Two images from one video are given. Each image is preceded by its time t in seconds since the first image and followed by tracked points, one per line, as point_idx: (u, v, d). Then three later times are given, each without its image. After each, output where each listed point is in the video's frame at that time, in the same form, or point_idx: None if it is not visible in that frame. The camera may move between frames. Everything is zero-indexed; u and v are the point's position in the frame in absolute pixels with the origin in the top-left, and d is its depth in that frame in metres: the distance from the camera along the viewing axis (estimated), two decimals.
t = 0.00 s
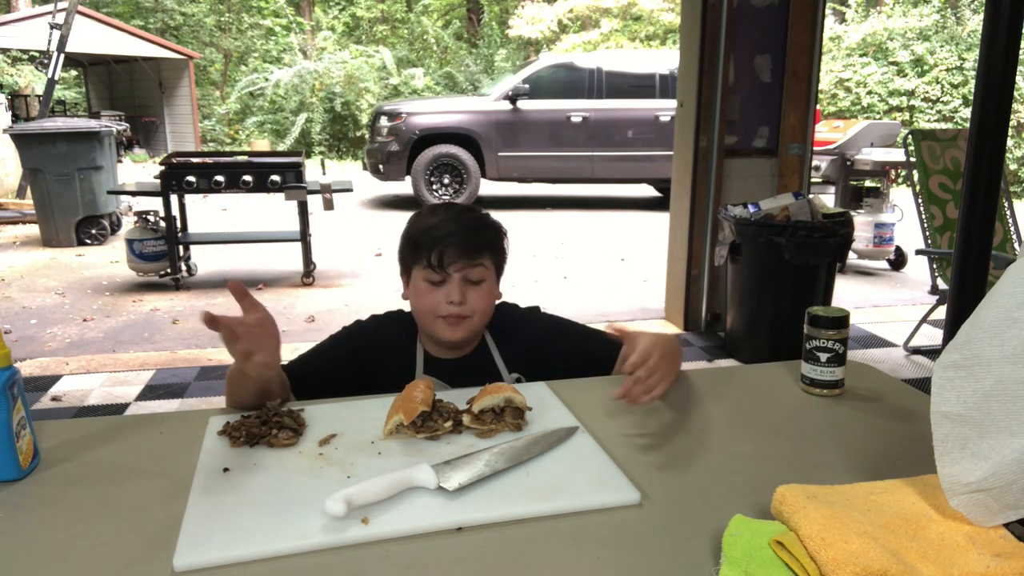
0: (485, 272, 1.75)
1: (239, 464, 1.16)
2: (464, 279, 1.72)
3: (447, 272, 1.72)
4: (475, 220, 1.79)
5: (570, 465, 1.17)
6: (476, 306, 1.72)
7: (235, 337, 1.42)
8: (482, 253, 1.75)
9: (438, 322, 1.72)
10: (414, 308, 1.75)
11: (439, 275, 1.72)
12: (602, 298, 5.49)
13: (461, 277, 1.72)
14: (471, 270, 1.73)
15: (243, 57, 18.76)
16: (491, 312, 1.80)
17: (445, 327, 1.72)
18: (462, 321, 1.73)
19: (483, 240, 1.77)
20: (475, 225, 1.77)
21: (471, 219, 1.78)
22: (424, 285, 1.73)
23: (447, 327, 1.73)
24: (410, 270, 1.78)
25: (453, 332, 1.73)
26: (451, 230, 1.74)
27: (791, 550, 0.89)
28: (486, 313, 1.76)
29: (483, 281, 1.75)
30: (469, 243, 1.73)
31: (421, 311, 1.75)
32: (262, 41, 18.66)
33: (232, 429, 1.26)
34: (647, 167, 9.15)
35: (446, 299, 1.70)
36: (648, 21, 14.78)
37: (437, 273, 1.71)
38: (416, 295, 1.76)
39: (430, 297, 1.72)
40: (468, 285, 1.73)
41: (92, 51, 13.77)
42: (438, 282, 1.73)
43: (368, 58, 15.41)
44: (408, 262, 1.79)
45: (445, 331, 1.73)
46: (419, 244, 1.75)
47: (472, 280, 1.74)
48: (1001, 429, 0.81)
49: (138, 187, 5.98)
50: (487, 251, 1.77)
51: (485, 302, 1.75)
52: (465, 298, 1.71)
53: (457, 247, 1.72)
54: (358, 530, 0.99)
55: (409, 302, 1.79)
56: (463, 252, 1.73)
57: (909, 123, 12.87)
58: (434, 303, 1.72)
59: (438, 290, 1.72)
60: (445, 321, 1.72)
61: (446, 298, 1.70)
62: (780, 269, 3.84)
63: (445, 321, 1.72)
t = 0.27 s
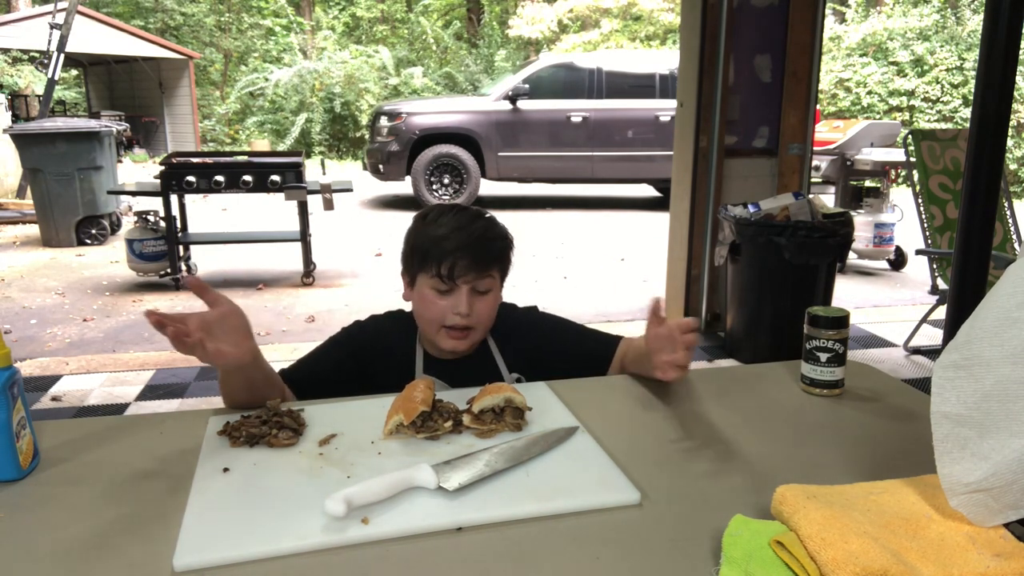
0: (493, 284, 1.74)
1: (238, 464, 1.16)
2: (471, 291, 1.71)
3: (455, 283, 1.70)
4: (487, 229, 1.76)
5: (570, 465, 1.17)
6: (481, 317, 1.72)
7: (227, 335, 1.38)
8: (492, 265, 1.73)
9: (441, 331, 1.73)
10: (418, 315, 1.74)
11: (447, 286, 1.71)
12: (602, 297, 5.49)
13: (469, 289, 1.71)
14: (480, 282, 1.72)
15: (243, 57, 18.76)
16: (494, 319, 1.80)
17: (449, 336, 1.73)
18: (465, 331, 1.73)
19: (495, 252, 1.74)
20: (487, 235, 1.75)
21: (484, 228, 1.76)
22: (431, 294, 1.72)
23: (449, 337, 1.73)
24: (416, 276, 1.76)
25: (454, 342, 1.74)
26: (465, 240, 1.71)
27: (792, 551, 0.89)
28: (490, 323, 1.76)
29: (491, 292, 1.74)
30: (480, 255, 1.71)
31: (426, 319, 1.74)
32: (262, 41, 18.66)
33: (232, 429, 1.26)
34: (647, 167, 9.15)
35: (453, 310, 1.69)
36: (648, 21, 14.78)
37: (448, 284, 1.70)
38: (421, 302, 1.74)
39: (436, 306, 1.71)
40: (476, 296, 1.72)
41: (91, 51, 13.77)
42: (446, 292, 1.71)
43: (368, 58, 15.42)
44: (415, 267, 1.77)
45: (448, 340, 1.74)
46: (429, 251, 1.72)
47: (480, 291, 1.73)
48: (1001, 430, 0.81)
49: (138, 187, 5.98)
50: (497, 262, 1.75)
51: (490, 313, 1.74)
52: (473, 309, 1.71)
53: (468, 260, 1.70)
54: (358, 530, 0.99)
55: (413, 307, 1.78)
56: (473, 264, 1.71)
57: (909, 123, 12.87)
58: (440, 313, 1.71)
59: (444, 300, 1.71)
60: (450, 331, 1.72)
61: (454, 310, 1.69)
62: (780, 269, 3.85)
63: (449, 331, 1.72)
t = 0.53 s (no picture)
0: (498, 285, 1.74)
1: (238, 464, 1.16)
2: (476, 292, 1.71)
3: (460, 285, 1.70)
4: (491, 230, 1.76)
5: (570, 465, 1.17)
6: (485, 319, 1.72)
7: (238, 351, 1.39)
8: (496, 267, 1.73)
9: (445, 332, 1.73)
10: (423, 318, 1.74)
11: (451, 287, 1.71)
12: (602, 297, 5.49)
13: (473, 291, 1.71)
14: (484, 283, 1.72)
15: (243, 57, 18.75)
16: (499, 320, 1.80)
17: (455, 338, 1.73)
18: (470, 333, 1.73)
19: (499, 254, 1.74)
20: (491, 237, 1.75)
21: (488, 230, 1.76)
22: (436, 295, 1.72)
23: (454, 338, 1.73)
24: (421, 277, 1.76)
25: (459, 343, 1.74)
26: (469, 243, 1.71)
27: (791, 550, 0.89)
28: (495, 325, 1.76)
29: (495, 294, 1.74)
30: (485, 257, 1.71)
31: (430, 321, 1.74)
32: (262, 41, 18.65)
33: (232, 429, 1.26)
34: (647, 167, 9.15)
35: (456, 312, 1.70)
36: (648, 21, 14.77)
37: (451, 286, 1.70)
38: (425, 304, 1.75)
39: (440, 308, 1.71)
40: (480, 297, 1.72)
41: (91, 51, 13.76)
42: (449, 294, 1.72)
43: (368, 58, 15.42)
44: (419, 268, 1.77)
45: (453, 341, 1.74)
46: (433, 253, 1.72)
47: (484, 293, 1.73)
48: (1001, 429, 0.81)
49: (138, 187, 5.98)
50: (501, 264, 1.75)
51: (494, 315, 1.74)
52: (477, 311, 1.71)
53: (472, 262, 1.70)
54: (358, 530, 0.99)
55: (417, 308, 1.78)
56: (477, 266, 1.71)
57: (909, 123, 12.87)
58: (444, 315, 1.71)
59: (449, 302, 1.71)
60: (454, 333, 1.73)
61: (457, 312, 1.69)
62: (780, 269, 3.85)
63: (454, 333, 1.73)
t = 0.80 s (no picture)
0: (495, 278, 1.74)
1: (238, 464, 1.16)
2: (472, 285, 1.72)
3: (456, 279, 1.71)
4: (485, 223, 1.76)
5: (570, 465, 1.17)
6: (484, 313, 1.72)
7: (233, 357, 1.39)
8: (492, 258, 1.73)
9: (445, 327, 1.72)
10: (423, 313, 1.75)
11: (448, 282, 1.71)
12: (602, 297, 5.49)
13: (470, 284, 1.71)
14: (480, 276, 1.72)
15: (243, 57, 18.74)
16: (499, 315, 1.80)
17: (454, 334, 1.73)
18: (470, 327, 1.73)
19: (494, 246, 1.74)
20: (486, 229, 1.75)
21: (482, 223, 1.76)
22: (433, 290, 1.73)
23: (455, 333, 1.73)
24: (419, 272, 1.77)
25: (460, 338, 1.74)
26: (462, 236, 1.71)
27: (791, 550, 0.89)
28: (494, 318, 1.76)
29: (492, 287, 1.74)
30: (479, 249, 1.71)
31: (430, 316, 1.74)
32: (262, 41, 18.64)
33: (232, 429, 1.26)
34: (647, 167, 9.14)
35: (454, 305, 1.70)
36: (648, 21, 14.77)
37: (447, 279, 1.71)
38: (425, 299, 1.76)
39: (439, 303, 1.72)
40: (477, 290, 1.73)
41: (91, 51, 13.76)
42: (447, 287, 1.72)
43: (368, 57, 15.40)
44: (417, 262, 1.77)
45: (453, 336, 1.73)
46: (428, 247, 1.73)
47: (481, 286, 1.73)
48: (1001, 429, 0.81)
49: (138, 187, 5.98)
50: (497, 255, 1.74)
51: (493, 308, 1.74)
52: (474, 305, 1.71)
53: (467, 254, 1.70)
54: (358, 530, 0.99)
55: (417, 304, 1.79)
56: (473, 258, 1.71)
57: (909, 123, 12.87)
58: (442, 309, 1.71)
59: (446, 296, 1.72)
60: (454, 328, 1.72)
61: (455, 305, 1.70)
62: (780, 269, 3.85)
63: (453, 328, 1.72)
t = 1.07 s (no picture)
0: (488, 256, 1.76)
1: (238, 464, 1.16)
2: (466, 264, 1.73)
3: (449, 258, 1.72)
4: (474, 204, 1.80)
5: (570, 465, 1.17)
6: (479, 291, 1.73)
7: (233, 363, 1.39)
8: (482, 236, 1.75)
9: (443, 310, 1.72)
10: (419, 299, 1.75)
11: (441, 262, 1.73)
12: (602, 297, 5.49)
13: (463, 262, 1.73)
14: (473, 253, 1.74)
15: (243, 57, 18.74)
16: (497, 299, 1.80)
17: (452, 316, 1.72)
18: (468, 308, 1.73)
19: (484, 223, 1.77)
20: (475, 209, 1.78)
21: (471, 204, 1.79)
22: (428, 273, 1.74)
23: (453, 315, 1.72)
24: (414, 259, 1.79)
25: (459, 321, 1.73)
26: (451, 215, 1.74)
27: (792, 550, 0.89)
28: (491, 298, 1.76)
29: (486, 265, 1.75)
30: (470, 226, 1.74)
31: (426, 300, 1.75)
32: (262, 41, 18.64)
33: (233, 428, 1.26)
34: (647, 167, 9.14)
35: (449, 285, 1.71)
36: (648, 21, 14.77)
37: (440, 259, 1.72)
38: (420, 285, 1.77)
39: (434, 284, 1.73)
40: (471, 270, 1.74)
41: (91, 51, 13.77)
42: (441, 269, 1.74)
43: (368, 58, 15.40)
44: (411, 250, 1.80)
45: (452, 320, 1.73)
46: (420, 231, 1.75)
47: (475, 265, 1.74)
48: (1001, 429, 0.81)
49: (138, 187, 5.98)
50: (488, 234, 1.77)
51: (488, 287, 1.75)
52: (469, 283, 1.72)
53: (458, 231, 1.72)
54: (358, 530, 0.99)
55: (415, 293, 1.80)
56: (464, 235, 1.73)
57: (909, 123, 12.87)
58: (438, 291, 1.72)
59: (441, 277, 1.73)
60: (451, 310, 1.72)
61: (449, 284, 1.71)
62: (780, 269, 3.84)
63: (451, 309, 1.72)
